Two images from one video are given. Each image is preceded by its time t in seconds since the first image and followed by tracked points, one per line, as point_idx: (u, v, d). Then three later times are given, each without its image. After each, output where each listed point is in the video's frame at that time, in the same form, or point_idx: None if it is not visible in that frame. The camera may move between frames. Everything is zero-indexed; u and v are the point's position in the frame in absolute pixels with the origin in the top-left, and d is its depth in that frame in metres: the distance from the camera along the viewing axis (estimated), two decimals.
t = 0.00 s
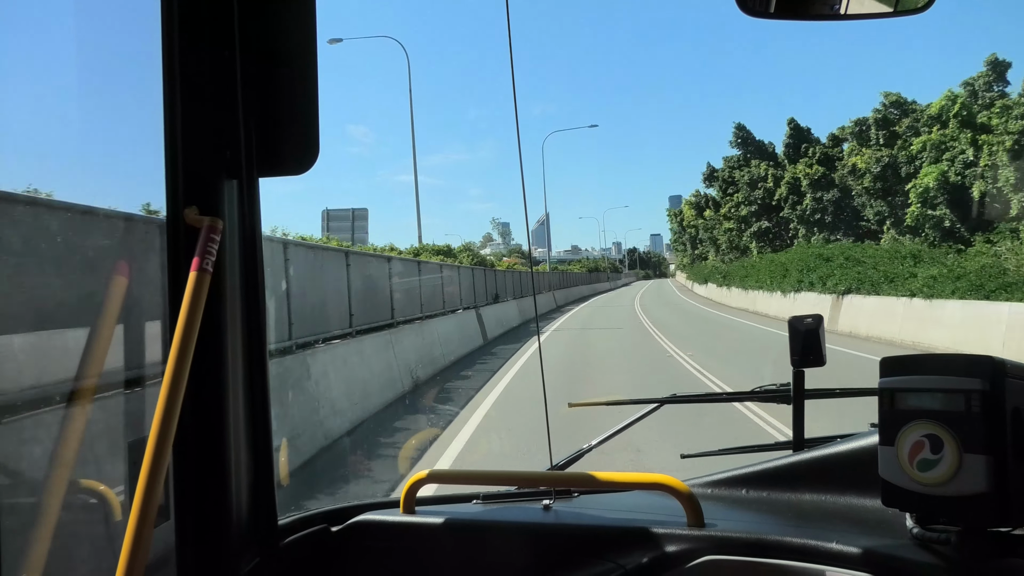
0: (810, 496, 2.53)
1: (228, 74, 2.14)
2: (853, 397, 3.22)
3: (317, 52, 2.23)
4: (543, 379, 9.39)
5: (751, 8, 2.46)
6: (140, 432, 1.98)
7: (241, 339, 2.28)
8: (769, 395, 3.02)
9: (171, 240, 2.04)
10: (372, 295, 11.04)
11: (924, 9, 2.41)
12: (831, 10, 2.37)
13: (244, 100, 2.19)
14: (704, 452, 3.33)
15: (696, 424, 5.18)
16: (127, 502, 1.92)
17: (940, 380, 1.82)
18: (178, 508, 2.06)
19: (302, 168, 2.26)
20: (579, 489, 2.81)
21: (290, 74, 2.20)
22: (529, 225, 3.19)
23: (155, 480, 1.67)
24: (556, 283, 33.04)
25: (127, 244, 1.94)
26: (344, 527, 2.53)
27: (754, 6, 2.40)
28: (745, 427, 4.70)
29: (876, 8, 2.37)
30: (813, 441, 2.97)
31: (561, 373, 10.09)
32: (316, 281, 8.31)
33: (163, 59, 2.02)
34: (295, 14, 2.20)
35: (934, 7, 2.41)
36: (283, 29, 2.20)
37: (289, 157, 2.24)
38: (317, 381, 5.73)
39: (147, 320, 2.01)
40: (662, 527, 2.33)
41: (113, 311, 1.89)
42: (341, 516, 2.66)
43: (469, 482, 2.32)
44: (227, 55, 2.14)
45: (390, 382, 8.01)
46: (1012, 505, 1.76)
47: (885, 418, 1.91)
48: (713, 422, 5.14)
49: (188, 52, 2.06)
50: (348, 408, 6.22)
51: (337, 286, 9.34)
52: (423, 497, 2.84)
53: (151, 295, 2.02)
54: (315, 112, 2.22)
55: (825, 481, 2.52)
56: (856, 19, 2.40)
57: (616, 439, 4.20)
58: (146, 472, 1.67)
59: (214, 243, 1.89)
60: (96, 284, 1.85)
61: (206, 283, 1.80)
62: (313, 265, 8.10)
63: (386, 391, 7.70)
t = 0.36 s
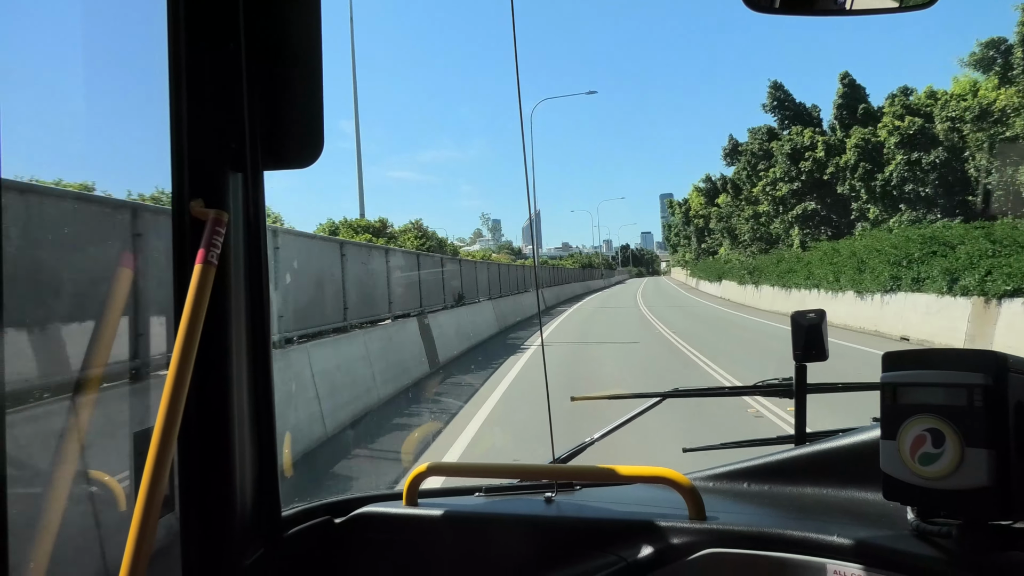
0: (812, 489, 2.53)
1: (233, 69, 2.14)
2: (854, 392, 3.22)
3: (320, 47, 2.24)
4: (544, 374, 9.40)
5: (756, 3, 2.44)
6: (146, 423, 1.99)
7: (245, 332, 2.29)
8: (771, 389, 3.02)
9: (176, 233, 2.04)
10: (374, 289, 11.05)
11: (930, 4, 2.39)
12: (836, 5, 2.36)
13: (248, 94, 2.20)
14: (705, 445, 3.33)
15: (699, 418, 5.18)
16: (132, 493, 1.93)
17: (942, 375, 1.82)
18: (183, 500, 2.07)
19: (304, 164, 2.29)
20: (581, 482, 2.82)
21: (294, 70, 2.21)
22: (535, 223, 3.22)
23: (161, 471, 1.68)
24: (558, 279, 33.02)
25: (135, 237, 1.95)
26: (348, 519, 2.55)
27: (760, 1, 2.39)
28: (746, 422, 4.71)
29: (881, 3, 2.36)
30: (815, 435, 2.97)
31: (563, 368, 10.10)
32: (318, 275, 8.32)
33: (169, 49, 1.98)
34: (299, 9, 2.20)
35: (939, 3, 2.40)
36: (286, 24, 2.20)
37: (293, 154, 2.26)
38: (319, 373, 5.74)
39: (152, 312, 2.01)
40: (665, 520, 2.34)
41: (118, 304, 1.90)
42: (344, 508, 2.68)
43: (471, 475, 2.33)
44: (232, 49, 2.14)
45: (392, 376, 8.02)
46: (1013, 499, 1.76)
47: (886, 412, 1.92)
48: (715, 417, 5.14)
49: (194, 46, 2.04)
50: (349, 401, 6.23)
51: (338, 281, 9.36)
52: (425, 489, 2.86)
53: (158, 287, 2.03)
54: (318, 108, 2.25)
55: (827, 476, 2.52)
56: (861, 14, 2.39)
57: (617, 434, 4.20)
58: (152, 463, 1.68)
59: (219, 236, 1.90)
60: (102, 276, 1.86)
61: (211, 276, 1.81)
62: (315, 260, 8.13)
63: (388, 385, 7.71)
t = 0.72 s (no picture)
0: (800, 497, 2.53)
1: (219, 71, 2.13)
2: (841, 398, 3.23)
3: (308, 47, 2.18)
4: (531, 381, 9.37)
5: (743, 7, 2.45)
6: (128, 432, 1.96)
7: (230, 338, 2.26)
8: (760, 397, 3.02)
9: (160, 238, 2.03)
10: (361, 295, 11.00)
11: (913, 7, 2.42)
12: (821, 11, 2.38)
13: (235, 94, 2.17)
14: (693, 453, 3.33)
15: (686, 426, 5.19)
16: (114, 503, 1.90)
17: (929, 382, 1.83)
18: (165, 509, 2.03)
19: (292, 166, 2.22)
20: (569, 491, 2.81)
21: (281, 70, 2.15)
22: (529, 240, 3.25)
23: (143, 480, 1.65)
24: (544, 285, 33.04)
25: (118, 243, 1.93)
26: (333, 529, 2.52)
27: (746, 6, 2.40)
28: (735, 429, 4.72)
29: (865, 7, 2.38)
30: (803, 443, 2.98)
31: (550, 374, 10.08)
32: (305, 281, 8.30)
33: (154, 50, 2.01)
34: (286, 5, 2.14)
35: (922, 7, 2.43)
36: (274, 24, 2.15)
37: (279, 156, 2.19)
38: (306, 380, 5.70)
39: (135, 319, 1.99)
40: (653, 528, 2.33)
41: (101, 311, 1.87)
42: (331, 517, 2.64)
43: (459, 484, 2.32)
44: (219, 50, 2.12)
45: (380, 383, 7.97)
46: (999, 507, 1.77)
47: (875, 419, 1.93)
48: (703, 423, 5.14)
49: (178, 46, 2.05)
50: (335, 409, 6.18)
51: (325, 287, 9.31)
52: (413, 498, 2.83)
53: (141, 294, 2.01)
54: (305, 110, 2.17)
55: (814, 483, 2.53)
56: (846, 18, 2.41)
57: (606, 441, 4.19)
58: (134, 474, 1.65)
59: (204, 241, 1.87)
60: (84, 283, 1.83)
61: (196, 283, 1.78)
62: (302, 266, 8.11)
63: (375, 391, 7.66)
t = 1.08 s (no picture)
0: (785, 500, 2.54)
1: (204, 75, 2.12)
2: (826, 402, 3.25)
3: (293, 51, 2.18)
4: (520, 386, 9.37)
5: (727, 16, 2.46)
6: (110, 438, 1.94)
7: (215, 343, 2.25)
8: (745, 400, 3.03)
9: (143, 243, 2.01)
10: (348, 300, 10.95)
11: (896, 18, 2.44)
12: (805, 20, 2.39)
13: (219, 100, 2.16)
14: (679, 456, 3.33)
15: (674, 429, 5.19)
16: (95, 510, 1.88)
17: (911, 385, 1.84)
18: (149, 515, 2.02)
19: (279, 171, 2.21)
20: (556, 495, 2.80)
21: (267, 74, 2.15)
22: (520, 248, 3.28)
23: (127, 485, 1.64)
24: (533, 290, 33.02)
25: (100, 247, 1.92)
26: (318, 534, 2.50)
27: (730, 14, 2.41)
28: (721, 433, 4.73)
29: (848, 17, 2.39)
30: (788, 445, 2.99)
31: (539, 378, 10.08)
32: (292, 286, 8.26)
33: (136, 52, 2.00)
34: (270, 12, 2.15)
35: (905, 17, 2.45)
36: (260, 28, 2.15)
37: (266, 160, 2.18)
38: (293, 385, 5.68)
39: (117, 324, 1.97)
40: (639, 532, 2.33)
41: (82, 315, 1.86)
42: (316, 522, 2.63)
43: (445, 488, 2.31)
44: (203, 55, 2.12)
45: (368, 388, 7.94)
46: (981, 508, 1.78)
47: (858, 422, 1.94)
48: (690, 427, 5.16)
49: (162, 51, 2.04)
50: (323, 414, 6.15)
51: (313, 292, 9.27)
52: (399, 503, 2.82)
53: (124, 299, 2.00)
54: (291, 114, 2.17)
55: (799, 486, 2.54)
56: (829, 27, 2.43)
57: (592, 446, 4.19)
58: (117, 479, 1.64)
59: (188, 246, 1.86)
60: (66, 287, 1.82)
61: (179, 288, 1.77)
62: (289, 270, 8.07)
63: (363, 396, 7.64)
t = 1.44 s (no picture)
0: (789, 505, 2.54)
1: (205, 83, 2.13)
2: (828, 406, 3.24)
3: (293, 58, 2.18)
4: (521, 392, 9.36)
5: (724, 22, 2.47)
6: (112, 446, 1.93)
7: (216, 350, 2.25)
8: (748, 405, 3.02)
9: (144, 251, 2.02)
10: (348, 307, 10.96)
11: (894, 22, 2.44)
12: (802, 25, 2.40)
13: (219, 107, 2.17)
14: (682, 462, 3.33)
15: (675, 435, 5.18)
16: (98, 518, 1.88)
17: (914, 389, 1.84)
18: (151, 524, 2.02)
19: (280, 179, 2.21)
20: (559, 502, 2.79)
21: (267, 81, 2.15)
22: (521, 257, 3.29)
23: (129, 493, 1.63)
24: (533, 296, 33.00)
25: (101, 255, 1.92)
26: (321, 541, 2.50)
27: (727, 19, 2.42)
28: (723, 438, 4.72)
29: (845, 22, 2.40)
30: (790, 451, 2.99)
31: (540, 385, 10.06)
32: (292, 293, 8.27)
33: (136, 60, 2.01)
34: (269, 20, 2.15)
35: (902, 22, 2.45)
36: (259, 35, 2.16)
37: (267, 168, 2.18)
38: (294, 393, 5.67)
39: (118, 332, 1.97)
40: (642, 537, 2.32)
41: (84, 324, 1.86)
42: (318, 530, 2.62)
43: (448, 495, 2.31)
44: (203, 63, 2.13)
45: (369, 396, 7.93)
46: (985, 513, 1.78)
47: (861, 426, 1.93)
48: (692, 433, 5.15)
49: (163, 60, 2.05)
50: (323, 421, 6.14)
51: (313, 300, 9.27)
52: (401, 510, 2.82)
53: (125, 308, 2.00)
54: (292, 121, 2.17)
55: (803, 490, 2.53)
56: (827, 32, 2.43)
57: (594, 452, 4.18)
58: (119, 488, 1.63)
59: (189, 254, 1.86)
60: (67, 296, 1.82)
61: (181, 296, 1.77)
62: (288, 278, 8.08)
63: (364, 404, 7.63)
